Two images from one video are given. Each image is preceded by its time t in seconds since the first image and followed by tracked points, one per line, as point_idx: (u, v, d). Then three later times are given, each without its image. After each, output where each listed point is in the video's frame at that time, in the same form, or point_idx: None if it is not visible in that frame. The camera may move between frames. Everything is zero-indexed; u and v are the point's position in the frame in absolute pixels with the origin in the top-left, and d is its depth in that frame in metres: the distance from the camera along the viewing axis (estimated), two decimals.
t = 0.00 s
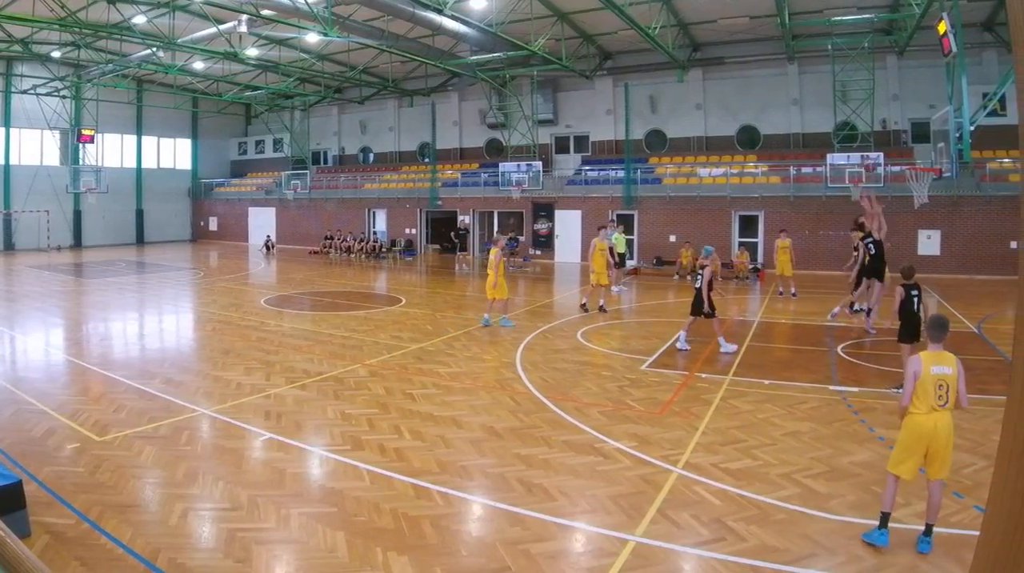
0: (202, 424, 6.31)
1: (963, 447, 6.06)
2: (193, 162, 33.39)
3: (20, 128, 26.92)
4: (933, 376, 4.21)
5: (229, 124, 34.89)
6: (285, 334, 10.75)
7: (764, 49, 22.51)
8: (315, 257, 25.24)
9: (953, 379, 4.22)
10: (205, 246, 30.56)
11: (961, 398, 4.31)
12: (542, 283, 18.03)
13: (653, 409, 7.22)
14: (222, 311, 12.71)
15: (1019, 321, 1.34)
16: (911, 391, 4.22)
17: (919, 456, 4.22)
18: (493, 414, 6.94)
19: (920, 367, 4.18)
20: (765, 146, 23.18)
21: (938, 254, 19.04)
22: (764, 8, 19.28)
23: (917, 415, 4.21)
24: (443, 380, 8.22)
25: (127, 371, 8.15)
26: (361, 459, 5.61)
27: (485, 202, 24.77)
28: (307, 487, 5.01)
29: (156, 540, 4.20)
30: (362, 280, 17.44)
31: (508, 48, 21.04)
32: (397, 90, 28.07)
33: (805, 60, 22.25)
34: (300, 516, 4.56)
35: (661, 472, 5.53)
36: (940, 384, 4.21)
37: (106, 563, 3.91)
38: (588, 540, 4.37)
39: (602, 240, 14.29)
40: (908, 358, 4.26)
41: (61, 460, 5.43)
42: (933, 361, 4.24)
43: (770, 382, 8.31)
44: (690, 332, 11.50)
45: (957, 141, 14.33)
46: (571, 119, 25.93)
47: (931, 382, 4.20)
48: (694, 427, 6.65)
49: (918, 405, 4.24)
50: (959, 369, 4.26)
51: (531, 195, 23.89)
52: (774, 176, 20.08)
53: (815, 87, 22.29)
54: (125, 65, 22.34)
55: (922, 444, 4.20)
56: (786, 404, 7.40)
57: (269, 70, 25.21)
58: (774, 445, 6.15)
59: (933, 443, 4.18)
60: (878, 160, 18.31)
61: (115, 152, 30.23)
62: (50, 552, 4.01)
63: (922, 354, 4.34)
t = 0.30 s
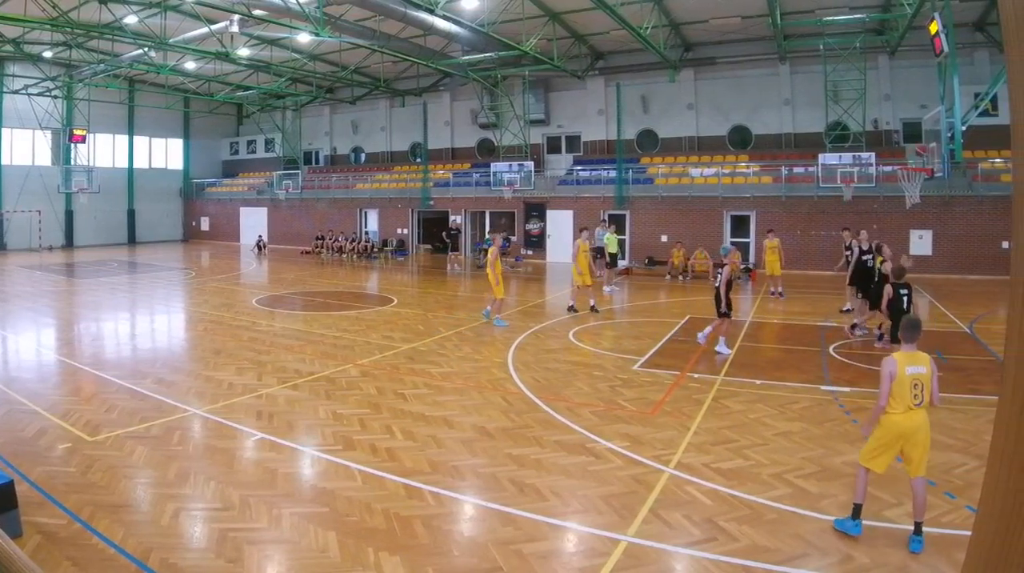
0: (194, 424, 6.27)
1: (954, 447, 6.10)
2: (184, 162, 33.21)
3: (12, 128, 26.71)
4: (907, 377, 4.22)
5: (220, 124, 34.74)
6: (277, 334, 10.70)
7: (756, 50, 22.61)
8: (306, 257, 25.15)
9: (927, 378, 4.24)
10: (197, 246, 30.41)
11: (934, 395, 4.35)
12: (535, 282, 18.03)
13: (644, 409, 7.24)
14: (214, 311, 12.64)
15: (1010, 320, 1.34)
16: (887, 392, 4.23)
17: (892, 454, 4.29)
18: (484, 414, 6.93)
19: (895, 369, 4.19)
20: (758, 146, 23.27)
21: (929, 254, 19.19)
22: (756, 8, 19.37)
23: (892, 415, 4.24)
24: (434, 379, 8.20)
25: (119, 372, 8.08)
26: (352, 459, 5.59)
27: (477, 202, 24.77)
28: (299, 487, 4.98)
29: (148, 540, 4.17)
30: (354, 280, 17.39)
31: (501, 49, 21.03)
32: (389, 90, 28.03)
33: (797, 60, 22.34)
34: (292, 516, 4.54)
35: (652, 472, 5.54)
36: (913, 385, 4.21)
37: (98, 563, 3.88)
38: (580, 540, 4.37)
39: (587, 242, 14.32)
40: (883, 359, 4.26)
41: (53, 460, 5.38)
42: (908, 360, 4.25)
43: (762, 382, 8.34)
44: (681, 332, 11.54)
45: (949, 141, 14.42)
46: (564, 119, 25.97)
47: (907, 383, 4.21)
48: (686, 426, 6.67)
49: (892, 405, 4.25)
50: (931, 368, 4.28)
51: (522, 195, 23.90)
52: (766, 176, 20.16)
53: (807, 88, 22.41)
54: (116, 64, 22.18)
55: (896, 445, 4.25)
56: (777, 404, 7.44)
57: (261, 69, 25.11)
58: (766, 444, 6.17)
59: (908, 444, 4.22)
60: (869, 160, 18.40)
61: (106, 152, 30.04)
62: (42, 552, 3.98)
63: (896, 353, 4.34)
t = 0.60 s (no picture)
0: (193, 424, 6.27)
1: (954, 447, 6.11)
2: (184, 162, 33.20)
3: (11, 128, 26.71)
4: (860, 367, 4.36)
5: (221, 124, 34.75)
6: (277, 334, 10.69)
7: (757, 50, 22.61)
8: (306, 257, 25.15)
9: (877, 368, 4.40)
10: (197, 246, 30.41)
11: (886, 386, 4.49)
12: (535, 282, 18.03)
13: (644, 409, 7.24)
14: (214, 311, 12.63)
15: (1010, 319, 1.35)
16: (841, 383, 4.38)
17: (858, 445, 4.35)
18: (484, 414, 6.93)
19: (848, 359, 4.31)
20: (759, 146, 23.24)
21: (929, 254, 19.17)
22: (756, 8, 19.37)
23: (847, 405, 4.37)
24: (434, 380, 8.20)
25: (119, 372, 8.08)
26: (353, 459, 5.59)
27: (478, 202, 24.77)
28: (299, 488, 4.98)
29: (148, 540, 4.17)
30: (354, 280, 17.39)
31: (501, 49, 21.02)
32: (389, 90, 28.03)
33: (797, 60, 22.33)
34: (291, 516, 4.54)
35: (652, 472, 5.54)
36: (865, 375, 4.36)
37: (98, 563, 3.88)
38: (580, 540, 4.37)
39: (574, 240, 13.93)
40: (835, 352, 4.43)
41: (53, 460, 5.38)
42: (858, 353, 4.42)
43: (762, 382, 8.34)
44: (681, 332, 11.53)
45: (950, 141, 14.41)
46: (564, 119, 25.98)
47: (859, 373, 4.34)
48: (685, 427, 6.67)
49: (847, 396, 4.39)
50: (882, 358, 4.44)
51: (523, 195, 23.89)
52: (766, 176, 20.14)
53: (807, 88, 22.40)
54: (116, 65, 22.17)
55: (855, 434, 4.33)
56: (777, 404, 7.43)
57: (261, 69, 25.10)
58: (766, 445, 6.17)
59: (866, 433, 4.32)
60: (869, 159, 18.42)
61: (106, 152, 30.05)
62: (42, 552, 3.98)
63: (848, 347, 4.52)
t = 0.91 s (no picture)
0: (193, 424, 6.26)
1: (955, 447, 6.11)
2: (184, 162, 33.19)
3: (11, 128, 26.72)
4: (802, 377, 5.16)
5: (221, 124, 34.75)
6: (277, 334, 10.70)
7: (757, 50, 22.61)
8: (306, 257, 25.15)
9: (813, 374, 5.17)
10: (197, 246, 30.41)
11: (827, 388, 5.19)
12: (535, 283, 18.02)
13: (644, 409, 7.24)
14: (214, 311, 12.63)
15: (1010, 319, 1.35)
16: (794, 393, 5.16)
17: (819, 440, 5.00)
18: (485, 414, 6.93)
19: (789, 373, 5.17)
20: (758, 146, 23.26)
21: (930, 254, 19.16)
22: (756, 8, 19.36)
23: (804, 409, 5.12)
24: (434, 380, 8.21)
25: (119, 372, 8.08)
26: (353, 459, 5.59)
27: (478, 202, 24.78)
28: (299, 488, 4.98)
29: (148, 540, 4.17)
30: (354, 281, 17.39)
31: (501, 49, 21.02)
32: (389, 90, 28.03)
33: (797, 60, 22.32)
34: (291, 516, 4.54)
35: (652, 472, 5.54)
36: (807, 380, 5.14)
37: (98, 563, 3.88)
38: (580, 540, 4.36)
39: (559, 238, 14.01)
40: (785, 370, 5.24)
41: (53, 460, 5.38)
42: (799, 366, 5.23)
43: (762, 382, 8.34)
44: (681, 332, 11.53)
45: (950, 141, 14.40)
46: (564, 119, 25.97)
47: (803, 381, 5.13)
48: (685, 427, 6.67)
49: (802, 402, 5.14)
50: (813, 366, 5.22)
51: (523, 195, 23.90)
52: (766, 176, 20.12)
53: (807, 88, 22.39)
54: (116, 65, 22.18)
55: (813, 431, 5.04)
56: (777, 404, 7.43)
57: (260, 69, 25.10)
58: (766, 445, 6.17)
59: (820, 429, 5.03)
60: (869, 159, 18.41)
61: (106, 152, 30.05)
62: (41, 552, 3.98)
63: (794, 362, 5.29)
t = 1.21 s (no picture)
0: (193, 424, 6.26)
1: (955, 447, 6.11)
2: (184, 162, 33.19)
3: (11, 128, 26.73)
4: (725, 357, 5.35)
5: (221, 124, 34.74)
6: (277, 334, 10.69)
7: (757, 50, 22.60)
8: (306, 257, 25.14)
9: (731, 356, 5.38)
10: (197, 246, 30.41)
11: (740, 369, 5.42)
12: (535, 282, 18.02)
13: (644, 409, 7.24)
14: (214, 311, 12.62)
15: (1010, 320, 1.35)
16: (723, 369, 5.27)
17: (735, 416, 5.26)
18: (485, 414, 6.93)
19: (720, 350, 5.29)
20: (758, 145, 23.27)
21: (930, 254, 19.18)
22: (756, 8, 19.36)
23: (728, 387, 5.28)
24: (434, 380, 8.21)
25: (119, 371, 8.08)
26: (353, 459, 5.58)
27: (478, 202, 24.78)
28: (299, 488, 4.98)
29: (147, 540, 4.17)
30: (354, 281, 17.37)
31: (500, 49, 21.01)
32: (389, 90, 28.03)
33: (797, 60, 22.31)
34: (291, 516, 4.54)
35: (652, 472, 5.54)
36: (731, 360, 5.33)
37: (99, 563, 3.88)
38: (579, 540, 4.36)
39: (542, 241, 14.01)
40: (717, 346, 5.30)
41: (53, 460, 5.38)
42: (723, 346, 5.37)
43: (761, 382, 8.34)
44: (681, 332, 11.53)
45: (951, 141, 14.36)
46: (564, 119, 25.97)
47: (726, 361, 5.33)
48: (685, 427, 6.67)
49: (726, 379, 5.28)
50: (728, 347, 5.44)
51: (523, 195, 23.91)
52: (766, 176, 20.13)
53: (807, 88, 22.38)
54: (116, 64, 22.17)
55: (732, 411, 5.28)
56: (777, 404, 7.43)
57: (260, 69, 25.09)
58: (766, 445, 6.17)
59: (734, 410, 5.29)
60: (869, 159, 18.42)
61: (106, 152, 30.05)
62: (41, 552, 3.98)
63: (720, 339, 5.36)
